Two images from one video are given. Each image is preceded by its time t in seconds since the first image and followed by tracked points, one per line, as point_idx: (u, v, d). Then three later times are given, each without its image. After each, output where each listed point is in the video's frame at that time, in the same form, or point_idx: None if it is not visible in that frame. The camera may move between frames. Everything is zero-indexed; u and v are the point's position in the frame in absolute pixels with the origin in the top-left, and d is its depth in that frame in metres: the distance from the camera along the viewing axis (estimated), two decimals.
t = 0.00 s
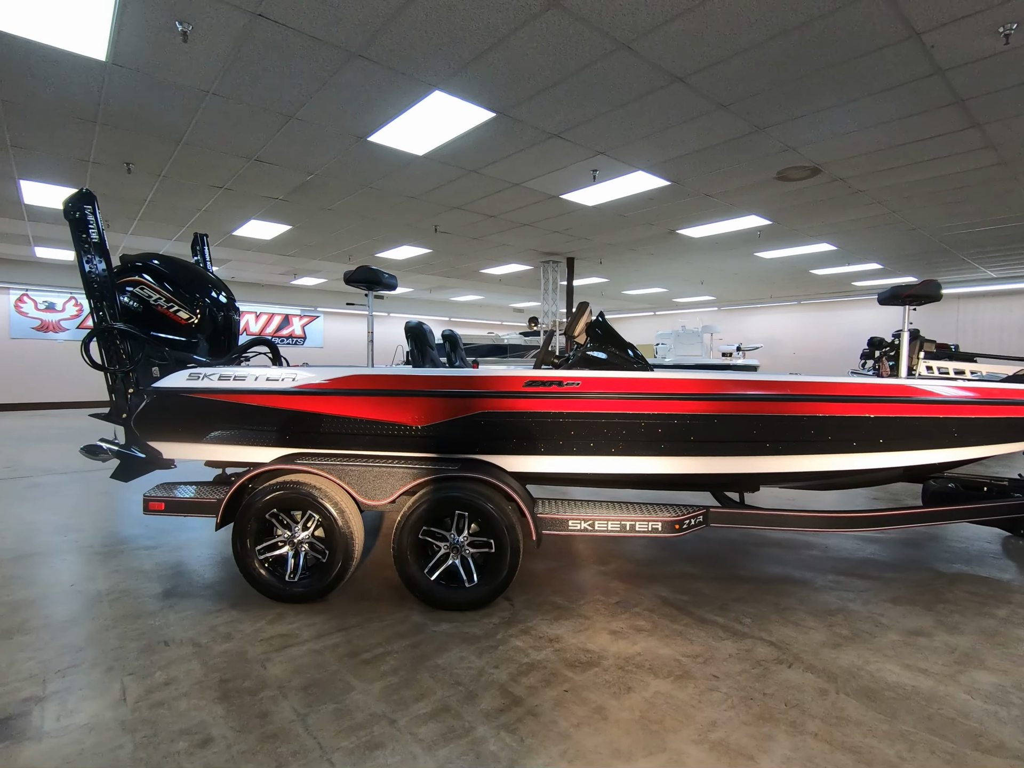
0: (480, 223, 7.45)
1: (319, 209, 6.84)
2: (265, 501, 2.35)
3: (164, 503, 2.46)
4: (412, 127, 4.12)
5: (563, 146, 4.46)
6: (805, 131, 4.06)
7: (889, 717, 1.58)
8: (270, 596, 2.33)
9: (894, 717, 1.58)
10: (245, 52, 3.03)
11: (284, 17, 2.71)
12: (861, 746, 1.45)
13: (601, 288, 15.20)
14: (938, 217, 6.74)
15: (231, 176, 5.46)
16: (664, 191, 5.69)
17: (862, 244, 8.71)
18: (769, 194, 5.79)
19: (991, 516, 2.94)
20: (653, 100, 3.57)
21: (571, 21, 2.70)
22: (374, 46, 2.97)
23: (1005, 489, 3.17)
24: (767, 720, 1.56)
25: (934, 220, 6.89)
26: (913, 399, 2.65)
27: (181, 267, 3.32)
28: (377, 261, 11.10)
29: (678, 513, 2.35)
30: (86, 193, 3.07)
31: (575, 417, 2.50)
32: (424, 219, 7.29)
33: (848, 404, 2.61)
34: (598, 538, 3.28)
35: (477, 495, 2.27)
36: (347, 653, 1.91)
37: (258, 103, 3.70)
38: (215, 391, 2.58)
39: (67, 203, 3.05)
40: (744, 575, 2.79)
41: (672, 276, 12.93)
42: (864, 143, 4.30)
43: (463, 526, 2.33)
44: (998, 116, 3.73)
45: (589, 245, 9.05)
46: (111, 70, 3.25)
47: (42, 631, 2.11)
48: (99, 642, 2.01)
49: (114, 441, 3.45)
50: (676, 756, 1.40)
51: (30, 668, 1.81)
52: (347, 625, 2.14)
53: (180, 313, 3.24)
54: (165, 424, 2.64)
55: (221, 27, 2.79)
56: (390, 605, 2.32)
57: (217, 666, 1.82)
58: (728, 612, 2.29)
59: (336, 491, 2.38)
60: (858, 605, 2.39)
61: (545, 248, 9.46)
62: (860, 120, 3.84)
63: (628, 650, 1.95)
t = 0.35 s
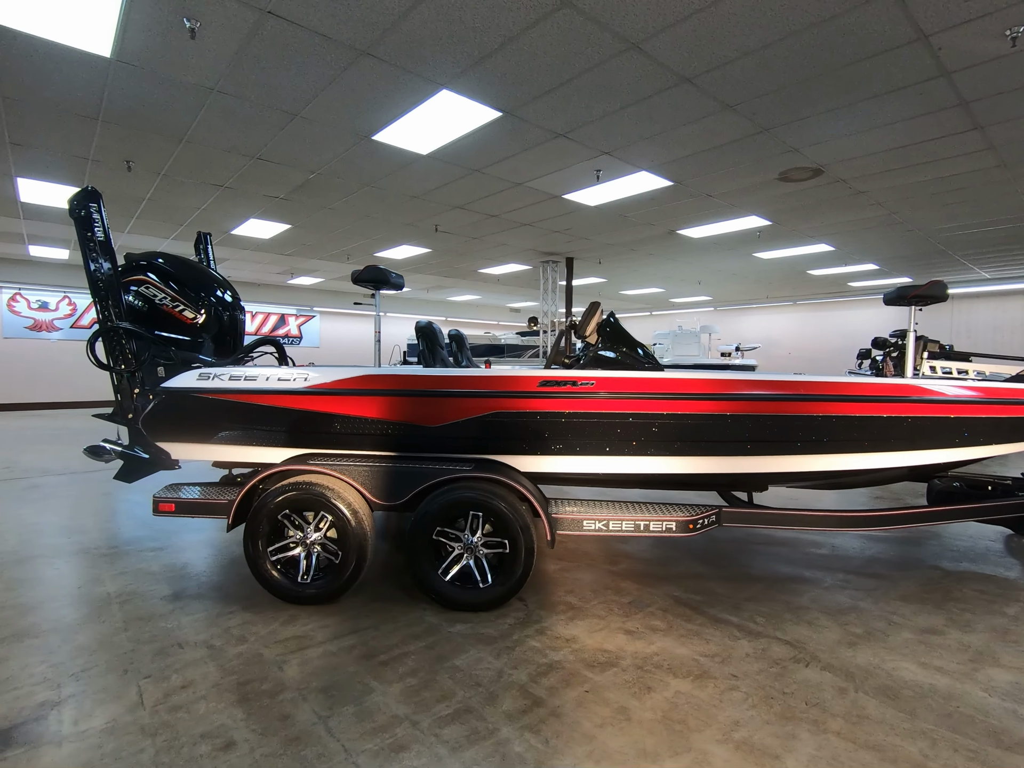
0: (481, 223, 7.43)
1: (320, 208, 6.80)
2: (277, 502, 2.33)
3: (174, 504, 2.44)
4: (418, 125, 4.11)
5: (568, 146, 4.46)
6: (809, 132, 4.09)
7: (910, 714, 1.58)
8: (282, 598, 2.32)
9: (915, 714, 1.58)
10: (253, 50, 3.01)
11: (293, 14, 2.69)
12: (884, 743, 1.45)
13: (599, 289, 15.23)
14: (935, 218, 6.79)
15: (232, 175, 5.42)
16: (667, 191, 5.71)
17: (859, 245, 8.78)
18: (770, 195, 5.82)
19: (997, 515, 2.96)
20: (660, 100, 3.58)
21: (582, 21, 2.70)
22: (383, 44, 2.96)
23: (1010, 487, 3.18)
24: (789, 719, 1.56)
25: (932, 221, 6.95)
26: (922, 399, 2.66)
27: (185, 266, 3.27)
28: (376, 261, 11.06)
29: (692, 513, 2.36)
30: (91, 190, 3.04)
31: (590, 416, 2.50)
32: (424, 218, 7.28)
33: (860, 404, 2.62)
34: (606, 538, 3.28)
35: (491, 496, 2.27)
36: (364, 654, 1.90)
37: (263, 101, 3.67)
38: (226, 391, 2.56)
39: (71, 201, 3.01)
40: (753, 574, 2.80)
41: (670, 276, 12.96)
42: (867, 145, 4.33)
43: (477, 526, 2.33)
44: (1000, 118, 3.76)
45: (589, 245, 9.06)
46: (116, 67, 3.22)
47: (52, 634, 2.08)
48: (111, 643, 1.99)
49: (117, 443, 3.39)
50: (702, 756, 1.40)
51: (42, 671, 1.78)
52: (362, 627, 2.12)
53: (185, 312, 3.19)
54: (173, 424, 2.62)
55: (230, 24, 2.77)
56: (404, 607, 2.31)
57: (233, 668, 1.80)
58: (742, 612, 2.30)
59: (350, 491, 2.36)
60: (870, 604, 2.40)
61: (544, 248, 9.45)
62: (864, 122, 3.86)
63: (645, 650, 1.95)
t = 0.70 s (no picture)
0: (480, 221, 7.40)
1: (318, 206, 6.75)
2: (290, 503, 2.31)
3: (182, 506, 2.41)
4: (422, 123, 4.09)
5: (572, 145, 4.45)
6: (812, 133, 4.11)
7: (934, 711, 1.58)
8: (294, 600, 2.30)
9: (939, 711, 1.58)
10: (259, 44, 2.97)
11: (301, 8, 2.67)
12: (911, 741, 1.45)
13: (595, 289, 15.24)
14: (930, 219, 6.87)
15: (231, 172, 5.36)
16: (667, 190, 5.72)
17: (854, 245, 8.86)
18: (770, 195, 5.85)
19: (1002, 513, 2.99)
20: (667, 99, 3.58)
21: (593, 18, 2.69)
22: (392, 39, 2.93)
23: (1013, 486, 3.21)
24: (815, 717, 1.55)
25: (927, 222, 7.03)
26: (932, 398, 2.68)
27: (188, 263, 3.23)
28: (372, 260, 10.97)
29: (706, 513, 2.38)
30: (94, 186, 3.00)
31: (605, 416, 2.49)
32: (423, 217, 7.24)
33: (872, 403, 2.63)
34: (614, 538, 3.27)
35: (507, 497, 2.26)
36: (381, 657, 1.88)
37: (266, 97, 3.63)
38: (236, 390, 2.52)
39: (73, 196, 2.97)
40: (763, 573, 2.81)
41: (666, 276, 13.01)
42: (868, 146, 4.37)
43: (492, 527, 2.32)
44: (1000, 120, 3.80)
45: (587, 244, 9.07)
46: (117, 61, 3.17)
47: (59, 638, 2.03)
48: (122, 647, 1.94)
49: (117, 445, 3.33)
50: (732, 756, 1.39)
51: (52, 676, 1.73)
52: (377, 629, 2.10)
53: (189, 310, 3.14)
54: (180, 424, 2.58)
55: (237, 18, 2.74)
56: (418, 609, 2.30)
57: (250, 672, 1.77)
58: (757, 611, 2.30)
59: (363, 492, 2.35)
60: (882, 602, 2.41)
61: (543, 247, 9.45)
62: (866, 123, 3.90)
63: (664, 650, 1.94)
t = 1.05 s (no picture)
0: (478, 220, 7.38)
1: (316, 204, 6.69)
2: (299, 505, 2.29)
3: (188, 509, 2.39)
4: (424, 121, 4.07)
5: (574, 144, 4.45)
6: (813, 134, 4.14)
7: (952, 709, 1.57)
8: (303, 603, 2.28)
9: (958, 709, 1.58)
10: (263, 39, 2.94)
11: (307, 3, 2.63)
12: (934, 741, 1.44)
13: (590, 289, 15.27)
14: (925, 220, 6.94)
15: (228, 169, 5.30)
16: (667, 190, 5.73)
17: (849, 246, 8.93)
18: (768, 196, 5.89)
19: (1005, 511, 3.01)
20: (671, 99, 3.59)
21: (601, 15, 2.69)
22: (398, 35, 2.91)
23: (1013, 484, 3.24)
24: (836, 716, 1.55)
25: (921, 223, 7.10)
26: (940, 398, 2.69)
27: (188, 260, 3.16)
28: (368, 259, 10.91)
29: (718, 513, 2.38)
30: (93, 182, 2.94)
31: (616, 416, 2.48)
32: (422, 216, 7.21)
33: (881, 403, 2.63)
34: (620, 538, 3.27)
35: (519, 498, 2.25)
36: (395, 660, 1.85)
37: (269, 94, 3.59)
38: (242, 391, 2.48)
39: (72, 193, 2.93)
40: (771, 572, 2.81)
41: (661, 277, 13.06)
42: (867, 147, 4.40)
43: (503, 528, 2.31)
44: (998, 122, 3.84)
45: (585, 244, 9.09)
46: (117, 56, 3.11)
47: (62, 641, 1.98)
48: (128, 651, 1.90)
49: (115, 446, 3.22)
50: (756, 758, 1.38)
51: (59, 682, 1.69)
52: (388, 631, 2.07)
53: (190, 309, 3.08)
54: (185, 426, 2.54)
55: (241, 12, 2.70)
56: (429, 611, 2.28)
57: (262, 677, 1.74)
58: (768, 611, 2.30)
59: (373, 493, 2.33)
60: (891, 601, 2.42)
61: (540, 247, 9.44)
62: (867, 125, 3.93)
63: (679, 651, 1.93)
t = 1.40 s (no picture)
0: (471, 220, 7.34)
1: (308, 202, 6.61)
2: (302, 508, 2.26)
3: (187, 514, 2.34)
4: (421, 120, 4.04)
5: (571, 144, 4.44)
6: (808, 137, 4.18)
7: (960, 707, 1.59)
8: (306, 608, 2.25)
9: (966, 707, 1.60)
10: (260, 34, 2.89)
11: None
12: (945, 738, 1.45)
13: (580, 289, 15.29)
14: (912, 223, 7.05)
15: (219, 166, 5.20)
16: (661, 191, 5.75)
17: (837, 248, 9.06)
18: (761, 198, 5.94)
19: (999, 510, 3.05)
20: (670, 100, 3.60)
21: (605, 15, 2.69)
22: (398, 32, 2.88)
23: (1005, 483, 3.29)
24: (848, 715, 1.55)
25: (908, 226, 7.23)
26: (940, 399, 2.72)
27: (181, 258, 3.11)
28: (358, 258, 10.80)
29: (723, 513, 2.39)
30: (86, 179, 2.87)
31: (621, 417, 2.47)
32: (415, 215, 7.17)
33: (882, 404, 2.66)
34: (621, 539, 3.27)
35: (526, 500, 2.24)
36: (404, 666, 1.83)
37: (264, 90, 3.53)
38: (243, 392, 2.44)
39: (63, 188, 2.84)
40: (772, 572, 2.83)
41: (652, 277, 13.14)
42: (859, 151, 4.47)
43: (509, 531, 2.29)
44: (988, 127, 3.91)
45: (577, 245, 9.10)
46: (109, 49, 3.04)
47: (57, 649, 1.92)
48: (127, 659, 1.85)
49: (107, 446, 3.08)
50: (773, 760, 1.38)
51: (58, 692, 1.64)
52: (395, 636, 2.05)
53: (185, 308, 3.03)
54: (183, 428, 2.48)
55: (239, 6, 2.65)
56: (434, 615, 2.25)
57: (269, 685, 1.70)
58: (773, 610, 2.31)
59: (378, 496, 2.30)
60: (891, 599, 2.44)
61: (532, 247, 9.43)
62: (861, 128, 3.98)
63: (689, 652, 1.93)
